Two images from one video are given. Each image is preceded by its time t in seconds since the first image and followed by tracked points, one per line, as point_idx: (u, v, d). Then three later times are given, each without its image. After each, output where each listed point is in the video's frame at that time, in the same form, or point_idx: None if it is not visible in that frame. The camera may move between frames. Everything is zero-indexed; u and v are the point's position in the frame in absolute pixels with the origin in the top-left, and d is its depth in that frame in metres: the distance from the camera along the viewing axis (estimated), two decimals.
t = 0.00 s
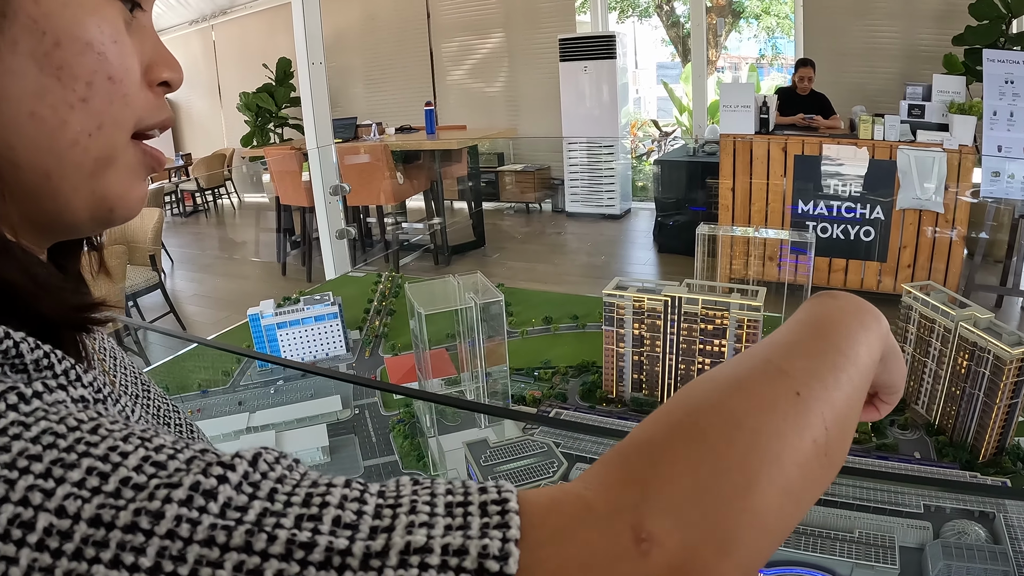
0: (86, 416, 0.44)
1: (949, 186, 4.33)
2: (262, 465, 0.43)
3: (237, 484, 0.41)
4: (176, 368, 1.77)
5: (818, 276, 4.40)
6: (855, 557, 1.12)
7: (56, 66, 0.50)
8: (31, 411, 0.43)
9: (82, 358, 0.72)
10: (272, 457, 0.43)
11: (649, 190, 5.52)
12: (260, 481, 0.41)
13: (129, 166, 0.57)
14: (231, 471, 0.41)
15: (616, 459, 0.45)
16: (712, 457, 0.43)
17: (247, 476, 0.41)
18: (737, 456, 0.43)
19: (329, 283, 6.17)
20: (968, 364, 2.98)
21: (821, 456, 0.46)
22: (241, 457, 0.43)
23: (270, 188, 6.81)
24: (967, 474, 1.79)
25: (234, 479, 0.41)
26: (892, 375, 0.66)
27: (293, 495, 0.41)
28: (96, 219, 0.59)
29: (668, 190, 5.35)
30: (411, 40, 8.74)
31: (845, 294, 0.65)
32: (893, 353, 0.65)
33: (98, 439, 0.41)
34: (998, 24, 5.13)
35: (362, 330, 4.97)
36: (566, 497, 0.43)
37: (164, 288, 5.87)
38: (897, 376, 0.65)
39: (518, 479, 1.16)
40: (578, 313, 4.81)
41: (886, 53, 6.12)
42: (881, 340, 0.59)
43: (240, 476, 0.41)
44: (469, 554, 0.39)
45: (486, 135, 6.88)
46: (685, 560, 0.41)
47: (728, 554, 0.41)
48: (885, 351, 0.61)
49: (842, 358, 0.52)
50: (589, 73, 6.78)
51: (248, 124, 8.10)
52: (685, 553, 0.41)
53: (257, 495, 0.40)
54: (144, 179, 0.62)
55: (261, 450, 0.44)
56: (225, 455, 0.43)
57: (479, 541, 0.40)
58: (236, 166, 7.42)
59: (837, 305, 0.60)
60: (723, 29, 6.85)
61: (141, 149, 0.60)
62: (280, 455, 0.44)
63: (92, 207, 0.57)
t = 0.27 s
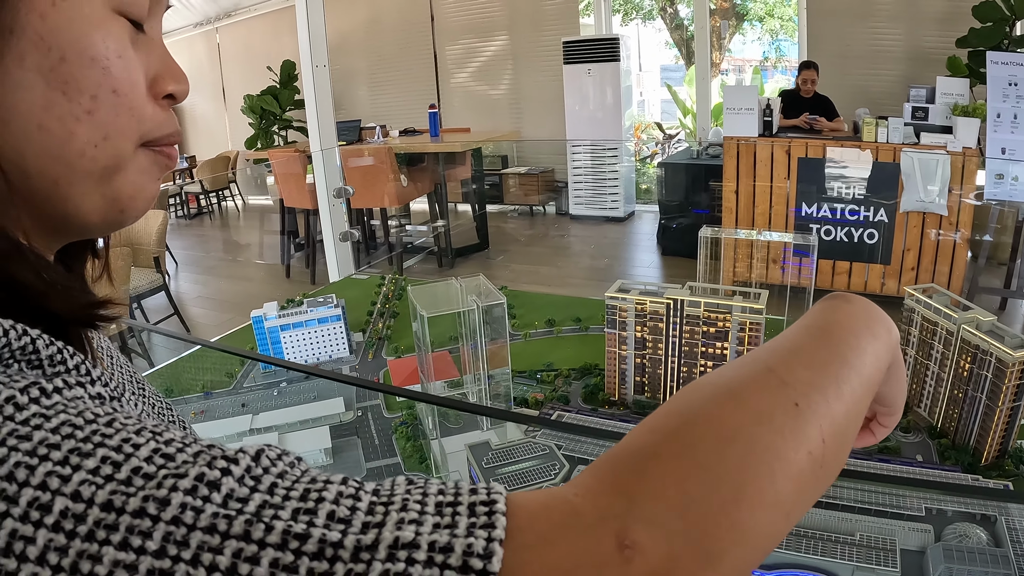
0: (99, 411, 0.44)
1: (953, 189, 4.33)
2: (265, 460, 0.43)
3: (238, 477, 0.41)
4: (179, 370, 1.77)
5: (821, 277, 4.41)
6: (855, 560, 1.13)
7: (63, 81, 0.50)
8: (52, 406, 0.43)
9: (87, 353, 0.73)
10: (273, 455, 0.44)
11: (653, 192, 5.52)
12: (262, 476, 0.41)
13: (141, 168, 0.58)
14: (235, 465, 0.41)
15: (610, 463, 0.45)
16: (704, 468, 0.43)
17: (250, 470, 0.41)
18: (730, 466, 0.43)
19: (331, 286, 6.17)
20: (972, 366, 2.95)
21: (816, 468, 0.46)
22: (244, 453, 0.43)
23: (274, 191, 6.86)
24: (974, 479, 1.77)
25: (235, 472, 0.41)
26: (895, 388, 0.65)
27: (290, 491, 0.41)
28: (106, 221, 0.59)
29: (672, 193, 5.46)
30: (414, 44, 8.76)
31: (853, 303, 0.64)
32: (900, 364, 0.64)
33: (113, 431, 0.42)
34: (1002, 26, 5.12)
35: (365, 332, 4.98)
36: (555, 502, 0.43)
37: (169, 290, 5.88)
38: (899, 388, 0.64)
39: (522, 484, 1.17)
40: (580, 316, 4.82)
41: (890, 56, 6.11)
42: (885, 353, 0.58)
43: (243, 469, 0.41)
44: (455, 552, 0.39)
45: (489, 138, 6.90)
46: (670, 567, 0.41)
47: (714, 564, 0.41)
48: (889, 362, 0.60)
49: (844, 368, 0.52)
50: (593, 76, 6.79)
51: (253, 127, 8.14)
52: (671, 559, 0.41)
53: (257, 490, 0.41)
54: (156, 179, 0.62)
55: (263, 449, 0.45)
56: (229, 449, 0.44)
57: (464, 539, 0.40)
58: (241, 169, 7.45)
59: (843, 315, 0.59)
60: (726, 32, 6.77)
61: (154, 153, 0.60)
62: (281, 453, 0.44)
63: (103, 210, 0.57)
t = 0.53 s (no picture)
0: (56, 438, 0.43)
1: (957, 192, 4.28)
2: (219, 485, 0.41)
3: (185, 507, 0.39)
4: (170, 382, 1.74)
5: (824, 282, 4.34)
6: None
7: None
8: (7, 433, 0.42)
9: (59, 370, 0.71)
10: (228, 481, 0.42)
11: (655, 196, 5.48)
12: (211, 505, 0.40)
13: (85, 165, 0.56)
14: (184, 492, 0.39)
15: (580, 495, 0.43)
16: (674, 502, 0.41)
17: (199, 498, 0.40)
18: (704, 502, 0.41)
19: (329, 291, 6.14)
20: (976, 378, 2.92)
21: (800, 503, 0.43)
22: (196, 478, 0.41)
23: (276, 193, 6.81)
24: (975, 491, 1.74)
25: (181, 499, 0.39)
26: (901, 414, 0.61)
27: (238, 521, 0.39)
28: (61, 224, 0.58)
29: (674, 197, 5.45)
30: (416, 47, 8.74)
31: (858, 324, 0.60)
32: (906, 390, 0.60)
33: (63, 458, 0.41)
34: (1006, 28, 5.08)
35: (364, 339, 4.95)
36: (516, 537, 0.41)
37: (170, 294, 5.86)
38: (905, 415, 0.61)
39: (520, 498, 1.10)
40: (581, 322, 4.79)
41: (893, 58, 6.07)
42: (888, 381, 0.55)
43: (191, 496, 0.40)
44: None
45: (491, 141, 6.86)
46: None
47: None
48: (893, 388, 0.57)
49: (839, 397, 0.49)
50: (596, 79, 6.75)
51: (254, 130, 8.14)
52: None
53: (202, 519, 0.39)
54: (117, 176, 0.60)
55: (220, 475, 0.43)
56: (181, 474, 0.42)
57: None
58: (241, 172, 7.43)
59: (845, 337, 0.56)
60: (729, 34, 6.80)
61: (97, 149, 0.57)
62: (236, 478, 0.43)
63: (52, 213, 0.57)
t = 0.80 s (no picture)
0: (40, 425, 0.42)
1: (960, 194, 4.27)
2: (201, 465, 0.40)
3: (165, 488, 0.38)
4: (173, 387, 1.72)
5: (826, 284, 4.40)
6: None
7: None
8: None
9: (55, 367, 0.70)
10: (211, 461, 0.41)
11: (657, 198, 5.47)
12: (190, 484, 0.39)
13: (50, 190, 0.55)
14: (162, 472, 0.39)
15: (563, 464, 0.43)
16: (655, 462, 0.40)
17: (180, 478, 0.39)
18: (684, 470, 0.40)
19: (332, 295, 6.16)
20: (980, 381, 2.93)
21: (781, 471, 0.43)
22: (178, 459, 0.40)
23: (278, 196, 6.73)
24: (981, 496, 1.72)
25: (160, 480, 0.38)
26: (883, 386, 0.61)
27: (216, 499, 0.38)
28: (39, 248, 0.58)
29: (677, 199, 5.47)
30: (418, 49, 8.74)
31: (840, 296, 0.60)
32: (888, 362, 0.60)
33: (45, 444, 0.40)
34: (1009, 29, 5.07)
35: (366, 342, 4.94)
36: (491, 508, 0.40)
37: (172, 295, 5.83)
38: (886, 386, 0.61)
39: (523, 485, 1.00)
40: (584, 325, 4.78)
41: (895, 59, 6.06)
42: (869, 353, 0.54)
43: (171, 477, 0.39)
44: (374, 564, 0.36)
45: (493, 143, 6.85)
46: None
47: None
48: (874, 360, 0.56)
49: (822, 368, 0.48)
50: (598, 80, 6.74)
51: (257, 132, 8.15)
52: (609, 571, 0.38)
53: (180, 500, 0.38)
54: (88, 196, 0.59)
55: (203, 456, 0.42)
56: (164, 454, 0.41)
57: (386, 549, 0.37)
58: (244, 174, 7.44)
59: (828, 310, 0.55)
60: (732, 35, 7.07)
61: (60, 168, 0.55)
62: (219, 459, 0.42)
63: (25, 237, 0.56)
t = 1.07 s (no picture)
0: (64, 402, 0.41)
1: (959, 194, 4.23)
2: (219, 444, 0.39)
3: (187, 459, 0.37)
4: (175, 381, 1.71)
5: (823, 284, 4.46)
6: None
7: None
8: (19, 396, 0.40)
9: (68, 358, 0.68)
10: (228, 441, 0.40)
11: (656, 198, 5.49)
12: (214, 457, 0.38)
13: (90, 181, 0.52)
14: (185, 445, 0.38)
15: (542, 459, 0.41)
16: (635, 450, 0.38)
17: (201, 452, 0.38)
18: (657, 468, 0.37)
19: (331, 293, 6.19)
20: (976, 378, 2.93)
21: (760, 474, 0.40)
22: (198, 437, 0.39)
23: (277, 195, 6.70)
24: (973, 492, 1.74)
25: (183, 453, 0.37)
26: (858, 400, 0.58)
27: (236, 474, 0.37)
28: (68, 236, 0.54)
29: (675, 200, 5.49)
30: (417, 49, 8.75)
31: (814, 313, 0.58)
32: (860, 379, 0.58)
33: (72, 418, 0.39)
34: (1007, 30, 5.07)
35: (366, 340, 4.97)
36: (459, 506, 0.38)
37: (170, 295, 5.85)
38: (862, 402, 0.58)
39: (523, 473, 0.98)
40: (581, 324, 4.80)
41: (894, 60, 6.08)
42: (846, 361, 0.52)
43: (191, 450, 0.38)
44: (393, 523, 0.35)
45: (492, 143, 6.86)
46: None
47: None
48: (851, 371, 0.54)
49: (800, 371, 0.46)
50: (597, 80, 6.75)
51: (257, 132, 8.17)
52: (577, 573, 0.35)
53: (203, 472, 0.37)
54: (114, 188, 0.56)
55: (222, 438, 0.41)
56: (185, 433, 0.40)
57: (403, 510, 0.36)
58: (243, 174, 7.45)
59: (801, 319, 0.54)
60: (730, 37, 6.98)
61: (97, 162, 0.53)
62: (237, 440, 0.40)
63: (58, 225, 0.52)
